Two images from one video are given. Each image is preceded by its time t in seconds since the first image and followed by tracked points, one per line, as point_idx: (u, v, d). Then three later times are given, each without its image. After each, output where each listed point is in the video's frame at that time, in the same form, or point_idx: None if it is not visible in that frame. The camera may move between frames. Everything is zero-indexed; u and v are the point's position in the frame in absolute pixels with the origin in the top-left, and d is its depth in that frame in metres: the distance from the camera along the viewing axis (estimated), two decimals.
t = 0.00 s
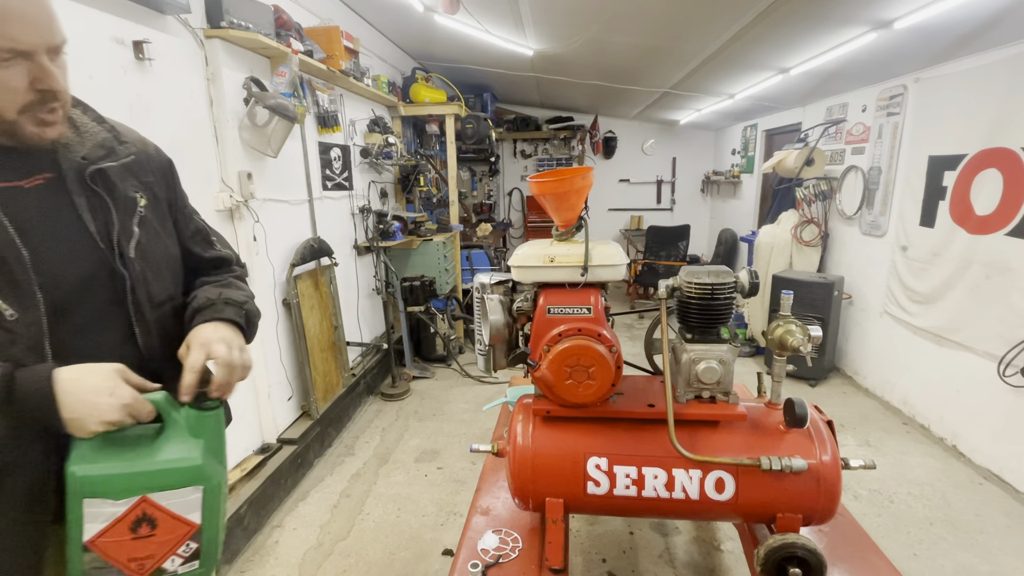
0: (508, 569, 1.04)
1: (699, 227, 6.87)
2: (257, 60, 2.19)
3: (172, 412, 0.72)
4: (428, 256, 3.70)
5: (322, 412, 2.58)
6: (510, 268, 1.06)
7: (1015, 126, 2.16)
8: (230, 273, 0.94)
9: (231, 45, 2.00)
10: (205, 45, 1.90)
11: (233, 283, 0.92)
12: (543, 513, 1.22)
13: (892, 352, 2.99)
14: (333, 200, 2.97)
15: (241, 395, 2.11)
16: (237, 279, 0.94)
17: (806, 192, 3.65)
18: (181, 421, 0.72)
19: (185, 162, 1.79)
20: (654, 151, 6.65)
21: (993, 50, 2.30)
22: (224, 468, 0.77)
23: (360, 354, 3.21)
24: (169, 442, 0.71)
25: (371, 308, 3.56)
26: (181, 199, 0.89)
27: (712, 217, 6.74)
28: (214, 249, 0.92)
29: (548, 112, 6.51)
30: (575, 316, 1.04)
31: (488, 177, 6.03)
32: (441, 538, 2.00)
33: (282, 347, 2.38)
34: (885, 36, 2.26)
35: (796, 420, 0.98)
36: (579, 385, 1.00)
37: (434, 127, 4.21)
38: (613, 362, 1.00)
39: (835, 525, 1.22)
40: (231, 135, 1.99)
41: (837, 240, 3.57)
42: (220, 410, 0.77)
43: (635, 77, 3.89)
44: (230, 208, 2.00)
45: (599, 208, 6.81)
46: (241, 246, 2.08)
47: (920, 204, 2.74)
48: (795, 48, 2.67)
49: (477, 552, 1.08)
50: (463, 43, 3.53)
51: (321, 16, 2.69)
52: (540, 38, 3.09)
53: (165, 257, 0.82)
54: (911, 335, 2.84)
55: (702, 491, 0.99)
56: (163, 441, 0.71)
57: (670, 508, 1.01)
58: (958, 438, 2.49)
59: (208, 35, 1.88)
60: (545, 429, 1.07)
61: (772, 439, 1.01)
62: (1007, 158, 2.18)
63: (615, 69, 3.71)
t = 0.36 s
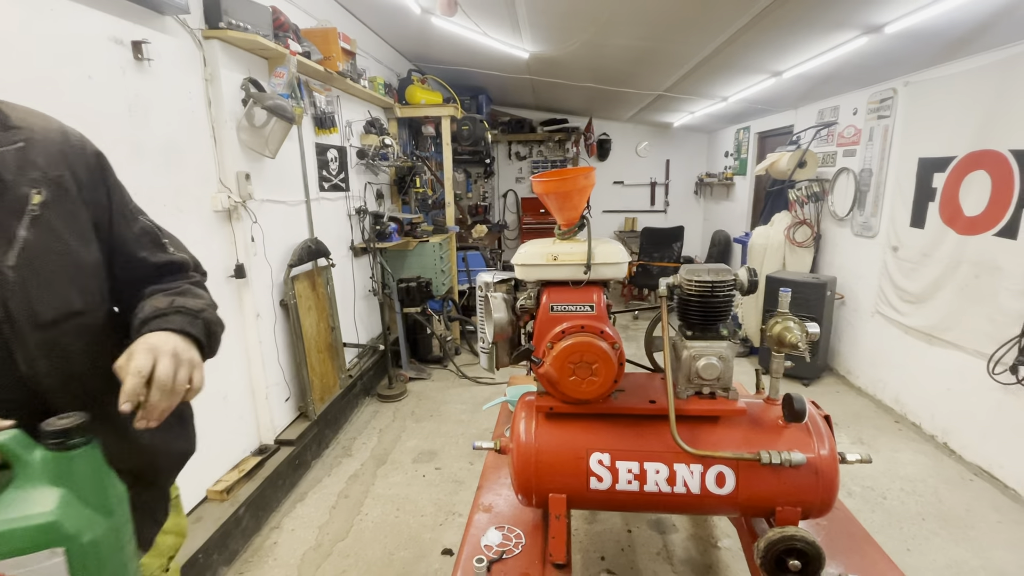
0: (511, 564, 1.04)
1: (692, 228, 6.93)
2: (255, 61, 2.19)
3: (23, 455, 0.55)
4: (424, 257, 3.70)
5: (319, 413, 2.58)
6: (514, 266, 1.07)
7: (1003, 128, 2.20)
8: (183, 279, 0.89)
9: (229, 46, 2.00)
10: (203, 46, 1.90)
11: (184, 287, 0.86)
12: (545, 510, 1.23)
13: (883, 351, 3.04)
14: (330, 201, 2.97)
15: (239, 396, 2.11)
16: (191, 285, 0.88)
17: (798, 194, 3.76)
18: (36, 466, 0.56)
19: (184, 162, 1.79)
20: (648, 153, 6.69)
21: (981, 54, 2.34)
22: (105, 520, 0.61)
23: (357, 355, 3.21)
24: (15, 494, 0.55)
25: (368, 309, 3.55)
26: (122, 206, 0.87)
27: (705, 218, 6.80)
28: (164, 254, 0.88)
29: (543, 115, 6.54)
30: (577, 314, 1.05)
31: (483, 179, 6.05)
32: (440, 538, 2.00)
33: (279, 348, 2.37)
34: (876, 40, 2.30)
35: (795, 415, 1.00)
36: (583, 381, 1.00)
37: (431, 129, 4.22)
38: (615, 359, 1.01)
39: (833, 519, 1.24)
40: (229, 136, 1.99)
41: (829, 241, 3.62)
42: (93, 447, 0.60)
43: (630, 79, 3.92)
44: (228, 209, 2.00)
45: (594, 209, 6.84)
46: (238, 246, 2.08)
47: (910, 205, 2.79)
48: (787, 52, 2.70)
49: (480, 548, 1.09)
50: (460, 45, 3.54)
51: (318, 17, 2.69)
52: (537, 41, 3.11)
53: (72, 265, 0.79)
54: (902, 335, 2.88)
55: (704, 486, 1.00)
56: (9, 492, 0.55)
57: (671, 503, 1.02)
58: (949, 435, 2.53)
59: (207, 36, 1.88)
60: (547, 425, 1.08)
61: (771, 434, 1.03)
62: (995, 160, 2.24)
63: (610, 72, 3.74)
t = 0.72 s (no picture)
0: (514, 558, 1.07)
1: (687, 231, 6.99)
2: (257, 65, 2.21)
3: None
4: (423, 260, 3.73)
5: (319, 414, 2.59)
6: (518, 267, 1.10)
7: (992, 133, 2.26)
8: (88, 299, 0.84)
9: (232, 50, 2.02)
10: (206, 49, 1.91)
11: (59, 318, 0.80)
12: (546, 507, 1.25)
13: (876, 353, 3.08)
14: (330, 204, 2.99)
15: (240, 396, 2.12)
16: (82, 311, 0.83)
17: (792, 199, 3.73)
18: None
19: (187, 164, 1.81)
20: (644, 156, 6.75)
21: (969, 62, 2.40)
22: None
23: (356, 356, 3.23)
24: None
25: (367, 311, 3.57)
26: (33, 204, 0.81)
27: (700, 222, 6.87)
28: (78, 266, 0.84)
29: (540, 119, 6.59)
30: (579, 313, 1.07)
31: (480, 182, 6.08)
32: (440, 537, 2.02)
33: (279, 349, 2.38)
34: (868, 47, 2.35)
35: (790, 411, 1.02)
36: (585, 379, 1.03)
37: (429, 132, 4.25)
38: (617, 357, 1.03)
39: (827, 514, 1.27)
40: (232, 139, 2.01)
41: (822, 244, 3.68)
42: None
43: (626, 84, 3.97)
44: (230, 211, 2.02)
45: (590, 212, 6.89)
46: (240, 248, 2.09)
47: (901, 209, 2.84)
48: (781, 58, 2.75)
49: (483, 543, 1.11)
50: (459, 50, 3.58)
51: (319, 21, 2.72)
52: (535, 46, 3.15)
53: None
54: (893, 336, 2.93)
55: (702, 480, 1.02)
56: None
57: (671, 497, 1.04)
58: (940, 435, 2.58)
59: (210, 40, 1.90)
60: (549, 422, 1.10)
61: (767, 430, 1.05)
62: (982, 165, 2.29)
63: (607, 77, 3.79)
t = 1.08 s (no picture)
0: (514, 557, 1.08)
1: (687, 235, 7.01)
2: (260, 68, 2.23)
3: None
4: (423, 261, 3.75)
5: (319, 415, 2.60)
6: (518, 269, 1.11)
7: (987, 139, 2.28)
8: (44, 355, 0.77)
9: (235, 53, 2.04)
10: (210, 52, 1.93)
11: None
12: (545, 506, 1.26)
13: (873, 356, 3.10)
14: (331, 206, 3.01)
15: (241, 397, 2.13)
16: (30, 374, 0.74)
17: (790, 201, 3.80)
18: None
19: (191, 166, 1.82)
20: (643, 160, 6.78)
21: (966, 68, 2.42)
22: None
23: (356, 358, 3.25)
24: None
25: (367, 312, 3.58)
26: None
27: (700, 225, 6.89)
28: (44, 312, 0.76)
29: (540, 122, 6.63)
30: (578, 314, 1.09)
31: (480, 184, 6.11)
32: (440, 538, 2.03)
33: (280, 350, 2.39)
34: (865, 53, 2.38)
35: (786, 412, 1.03)
36: (584, 379, 1.04)
37: (430, 135, 4.27)
38: (615, 358, 1.05)
39: (823, 514, 1.29)
40: (234, 141, 2.03)
41: (821, 248, 3.69)
42: None
43: (626, 89, 4.00)
44: (232, 212, 2.03)
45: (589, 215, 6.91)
46: (242, 249, 2.11)
47: (898, 212, 2.87)
48: (779, 63, 2.78)
49: (483, 542, 1.12)
50: (460, 53, 3.60)
51: (321, 25, 2.74)
52: (535, 50, 3.17)
53: None
54: (891, 339, 2.95)
55: (699, 480, 1.03)
56: None
57: (669, 497, 1.05)
58: (937, 438, 2.59)
59: (214, 43, 1.92)
60: (549, 422, 1.11)
61: (763, 431, 1.07)
62: (979, 170, 2.31)
63: (607, 81, 3.81)
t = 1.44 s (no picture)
0: (513, 551, 1.09)
1: (691, 236, 7.00)
2: (266, 68, 2.26)
3: None
4: (427, 261, 3.77)
5: (323, 412, 2.62)
6: (519, 265, 1.12)
7: (994, 140, 2.27)
8: None
9: (243, 54, 2.07)
10: (217, 53, 1.96)
11: None
12: (545, 503, 1.27)
13: (878, 357, 3.09)
14: (336, 205, 3.03)
15: (245, 393, 2.15)
16: None
17: (794, 203, 3.75)
18: None
19: (198, 165, 1.85)
20: (648, 161, 6.78)
21: (972, 69, 2.41)
22: None
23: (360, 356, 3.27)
24: None
25: (371, 311, 3.60)
26: None
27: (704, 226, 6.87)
28: None
29: (545, 123, 6.64)
30: (578, 311, 1.09)
31: (485, 185, 6.13)
32: (441, 535, 2.04)
33: (285, 347, 2.42)
34: (870, 54, 2.37)
35: (784, 410, 1.04)
36: (583, 375, 1.04)
37: (435, 135, 4.30)
38: (614, 354, 1.05)
39: (822, 513, 1.29)
40: (241, 140, 2.05)
41: (826, 249, 3.68)
42: None
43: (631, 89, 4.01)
44: (238, 211, 2.06)
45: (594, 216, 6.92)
46: (247, 248, 2.13)
47: (904, 214, 2.85)
48: (784, 64, 2.78)
49: (483, 537, 1.13)
50: (465, 54, 3.62)
51: (328, 26, 2.77)
52: (540, 51, 3.18)
53: None
54: (896, 341, 2.93)
55: (698, 477, 1.04)
56: None
57: (667, 493, 1.06)
58: (942, 440, 2.58)
59: (221, 43, 1.94)
60: (549, 418, 1.12)
61: (762, 428, 1.07)
62: (985, 171, 2.30)
63: (612, 82, 3.82)
